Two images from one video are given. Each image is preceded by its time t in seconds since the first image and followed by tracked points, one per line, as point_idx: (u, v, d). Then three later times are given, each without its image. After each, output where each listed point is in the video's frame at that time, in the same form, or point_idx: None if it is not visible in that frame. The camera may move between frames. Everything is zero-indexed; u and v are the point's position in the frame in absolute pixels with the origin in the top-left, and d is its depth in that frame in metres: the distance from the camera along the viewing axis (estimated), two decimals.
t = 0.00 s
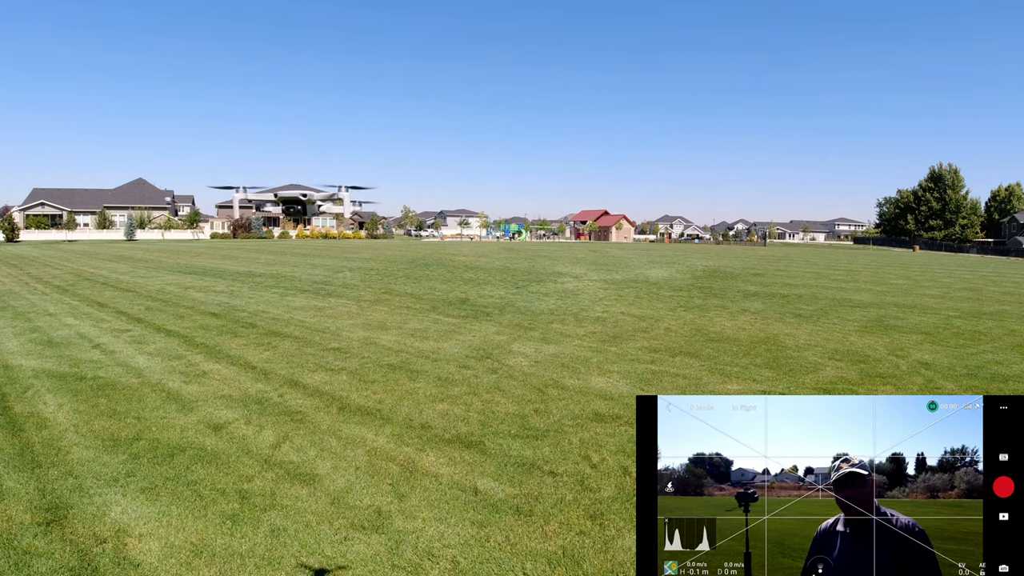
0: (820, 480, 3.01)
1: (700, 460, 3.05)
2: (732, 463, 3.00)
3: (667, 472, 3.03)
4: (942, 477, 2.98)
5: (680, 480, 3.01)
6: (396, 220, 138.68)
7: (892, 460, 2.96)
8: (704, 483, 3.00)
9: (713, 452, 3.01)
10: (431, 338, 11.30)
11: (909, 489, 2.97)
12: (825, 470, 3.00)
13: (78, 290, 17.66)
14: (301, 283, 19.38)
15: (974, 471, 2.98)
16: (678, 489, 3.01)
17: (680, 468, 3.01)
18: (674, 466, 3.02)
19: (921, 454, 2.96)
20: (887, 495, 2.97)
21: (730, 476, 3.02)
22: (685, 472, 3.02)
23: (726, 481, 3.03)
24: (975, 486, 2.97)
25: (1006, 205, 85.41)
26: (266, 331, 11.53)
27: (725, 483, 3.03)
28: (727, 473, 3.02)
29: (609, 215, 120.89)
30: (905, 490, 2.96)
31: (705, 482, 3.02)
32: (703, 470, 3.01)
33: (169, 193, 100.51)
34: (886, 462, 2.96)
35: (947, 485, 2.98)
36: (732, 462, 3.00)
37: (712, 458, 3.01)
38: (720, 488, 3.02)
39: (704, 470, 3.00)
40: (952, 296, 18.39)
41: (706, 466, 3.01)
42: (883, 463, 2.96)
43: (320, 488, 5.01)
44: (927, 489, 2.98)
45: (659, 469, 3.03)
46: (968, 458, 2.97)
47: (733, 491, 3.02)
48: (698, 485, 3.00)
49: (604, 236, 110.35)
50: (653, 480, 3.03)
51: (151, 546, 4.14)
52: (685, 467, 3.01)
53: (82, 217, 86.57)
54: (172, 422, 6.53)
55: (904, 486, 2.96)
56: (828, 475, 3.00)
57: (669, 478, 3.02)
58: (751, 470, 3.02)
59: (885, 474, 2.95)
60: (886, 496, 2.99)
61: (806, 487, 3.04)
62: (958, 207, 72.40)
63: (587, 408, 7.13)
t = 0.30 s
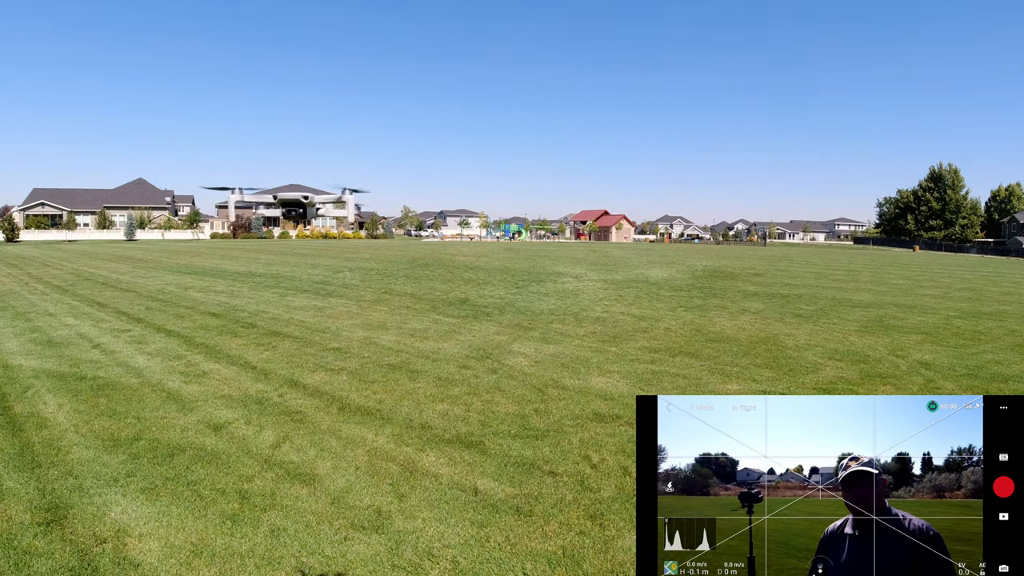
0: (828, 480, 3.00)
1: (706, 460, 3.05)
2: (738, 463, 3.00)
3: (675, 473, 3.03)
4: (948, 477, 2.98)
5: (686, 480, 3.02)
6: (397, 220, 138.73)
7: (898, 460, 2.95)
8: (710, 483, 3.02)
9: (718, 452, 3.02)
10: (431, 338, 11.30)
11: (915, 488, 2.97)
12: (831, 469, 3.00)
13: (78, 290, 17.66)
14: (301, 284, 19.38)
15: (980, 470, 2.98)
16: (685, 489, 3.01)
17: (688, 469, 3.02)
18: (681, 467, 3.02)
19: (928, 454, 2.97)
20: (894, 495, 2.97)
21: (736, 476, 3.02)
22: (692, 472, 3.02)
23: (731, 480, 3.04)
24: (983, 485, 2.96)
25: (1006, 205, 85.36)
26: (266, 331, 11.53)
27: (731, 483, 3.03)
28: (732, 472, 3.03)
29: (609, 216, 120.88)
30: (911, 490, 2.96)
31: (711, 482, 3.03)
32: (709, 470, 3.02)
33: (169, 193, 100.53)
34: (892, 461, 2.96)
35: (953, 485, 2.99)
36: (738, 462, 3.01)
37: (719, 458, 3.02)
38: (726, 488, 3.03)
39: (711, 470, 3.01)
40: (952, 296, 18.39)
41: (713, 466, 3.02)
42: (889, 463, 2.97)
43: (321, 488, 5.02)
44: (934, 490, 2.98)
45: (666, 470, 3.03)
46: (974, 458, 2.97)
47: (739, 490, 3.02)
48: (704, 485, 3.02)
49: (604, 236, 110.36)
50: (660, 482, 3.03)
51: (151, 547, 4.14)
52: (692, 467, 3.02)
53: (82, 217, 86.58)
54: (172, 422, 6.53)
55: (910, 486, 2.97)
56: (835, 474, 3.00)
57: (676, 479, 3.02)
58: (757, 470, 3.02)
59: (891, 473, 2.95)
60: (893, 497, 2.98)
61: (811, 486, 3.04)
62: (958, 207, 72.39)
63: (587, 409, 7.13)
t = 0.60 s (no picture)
0: (884, 479, 3.02)
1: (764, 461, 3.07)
2: (795, 463, 3.02)
3: (736, 473, 3.06)
4: None
5: (751, 481, 3.05)
6: (396, 220, 138.75)
7: (943, 460, 3.01)
8: (771, 484, 3.04)
9: (777, 453, 3.03)
10: (431, 338, 11.30)
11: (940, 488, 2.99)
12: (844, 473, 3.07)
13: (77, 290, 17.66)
14: (300, 283, 19.38)
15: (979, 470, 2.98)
16: (748, 489, 3.05)
17: (748, 469, 3.05)
18: (742, 468, 3.04)
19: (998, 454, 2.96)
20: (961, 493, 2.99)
21: (793, 477, 3.03)
22: (751, 473, 3.05)
23: (791, 481, 3.05)
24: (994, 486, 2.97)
25: (1006, 205, 85.28)
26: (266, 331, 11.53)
27: (789, 483, 3.04)
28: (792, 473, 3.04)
29: (609, 216, 120.84)
30: (980, 490, 2.97)
31: (771, 482, 3.05)
32: (769, 470, 3.04)
33: (169, 193, 100.53)
34: (958, 460, 3.00)
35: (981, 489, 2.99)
36: (798, 462, 3.03)
37: (778, 459, 3.03)
38: (786, 487, 3.04)
39: (771, 471, 3.03)
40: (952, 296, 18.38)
41: (772, 467, 3.04)
42: (956, 461, 3.00)
43: (321, 488, 5.02)
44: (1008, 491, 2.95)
45: (732, 470, 3.06)
46: None
47: (798, 490, 3.04)
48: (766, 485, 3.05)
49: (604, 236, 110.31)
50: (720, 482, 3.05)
51: (151, 546, 4.14)
52: (752, 467, 3.05)
53: (82, 217, 86.61)
54: (172, 422, 6.53)
55: (945, 487, 3.00)
56: (899, 472, 3.04)
57: (737, 479, 3.05)
58: (814, 469, 3.05)
59: (958, 471, 2.99)
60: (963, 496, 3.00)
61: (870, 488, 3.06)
62: (958, 207, 72.35)
63: (587, 409, 7.13)
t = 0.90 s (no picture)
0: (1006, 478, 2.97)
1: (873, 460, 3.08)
2: (907, 462, 3.01)
3: (846, 473, 3.06)
4: None
5: (858, 480, 3.05)
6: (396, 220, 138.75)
7: None
8: (880, 483, 3.04)
9: (888, 452, 3.03)
10: (431, 338, 11.30)
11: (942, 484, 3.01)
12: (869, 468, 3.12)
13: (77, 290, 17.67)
14: (300, 283, 19.38)
15: (979, 469, 2.98)
16: (856, 488, 3.06)
17: (857, 469, 3.05)
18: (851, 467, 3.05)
19: None
20: None
21: (904, 475, 3.03)
22: (861, 472, 3.06)
23: (899, 479, 3.04)
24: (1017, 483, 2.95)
25: (1006, 205, 85.23)
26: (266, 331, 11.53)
27: (899, 482, 3.04)
28: (900, 471, 3.04)
29: (609, 216, 120.83)
30: None
31: (880, 481, 3.05)
32: (878, 469, 3.04)
33: (169, 194, 100.55)
34: None
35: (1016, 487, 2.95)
36: (906, 460, 3.02)
37: (887, 457, 3.03)
38: (895, 486, 3.03)
39: (879, 469, 3.04)
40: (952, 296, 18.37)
41: (882, 466, 3.04)
42: None
43: (321, 488, 5.02)
44: None
45: (841, 470, 3.06)
46: None
47: (908, 490, 3.02)
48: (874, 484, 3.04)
49: (603, 236, 110.26)
50: (832, 482, 3.05)
51: (151, 547, 4.14)
52: (860, 467, 3.05)
53: (82, 217, 86.62)
54: (172, 422, 6.53)
55: None
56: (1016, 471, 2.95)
57: (847, 479, 3.05)
58: (925, 467, 3.04)
59: None
60: None
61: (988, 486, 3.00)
62: (958, 207, 72.33)
63: (588, 409, 7.13)
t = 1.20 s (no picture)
0: None
1: (900, 459, 3.06)
2: (936, 462, 3.00)
3: (873, 473, 3.04)
4: None
5: (885, 480, 3.03)
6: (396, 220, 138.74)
7: None
8: (908, 482, 3.01)
9: (916, 451, 3.02)
10: (431, 338, 11.30)
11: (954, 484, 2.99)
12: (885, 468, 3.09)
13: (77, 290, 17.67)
14: (300, 283, 19.39)
15: (980, 469, 2.99)
16: (882, 488, 3.02)
17: (884, 468, 3.03)
18: (878, 468, 3.03)
19: None
20: None
21: (933, 475, 3.01)
22: (889, 472, 3.03)
23: (927, 479, 3.03)
24: None
25: (1005, 205, 85.19)
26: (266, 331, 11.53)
27: (928, 482, 3.02)
28: (929, 471, 3.02)
29: (609, 216, 120.81)
30: None
31: (908, 481, 3.02)
32: (906, 469, 3.02)
33: (169, 194, 100.54)
34: None
35: None
36: (935, 460, 3.01)
37: (916, 457, 3.02)
38: (922, 486, 3.01)
39: (908, 469, 3.01)
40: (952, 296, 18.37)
41: (909, 465, 3.02)
42: None
43: (321, 488, 5.02)
44: None
45: (866, 471, 3.04)
46: None
47: (937, 489, 3.01)
48: (901, 483, 3.02)
49: (604, 236, 110.22)
50: (857, 482, 3.03)
51: (151, 546, 4.14)
52: (887, 467, 3.03)
53: (82, 217, 86.62)
54: (172, 422, 6.53)
55: None
56: None
57: (874, 479, 3.03)
58: (956, 467, 3.00)
59: None
60: None
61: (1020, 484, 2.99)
62: (958, 207, 72.33)
63: (588, 408, 7.13)
